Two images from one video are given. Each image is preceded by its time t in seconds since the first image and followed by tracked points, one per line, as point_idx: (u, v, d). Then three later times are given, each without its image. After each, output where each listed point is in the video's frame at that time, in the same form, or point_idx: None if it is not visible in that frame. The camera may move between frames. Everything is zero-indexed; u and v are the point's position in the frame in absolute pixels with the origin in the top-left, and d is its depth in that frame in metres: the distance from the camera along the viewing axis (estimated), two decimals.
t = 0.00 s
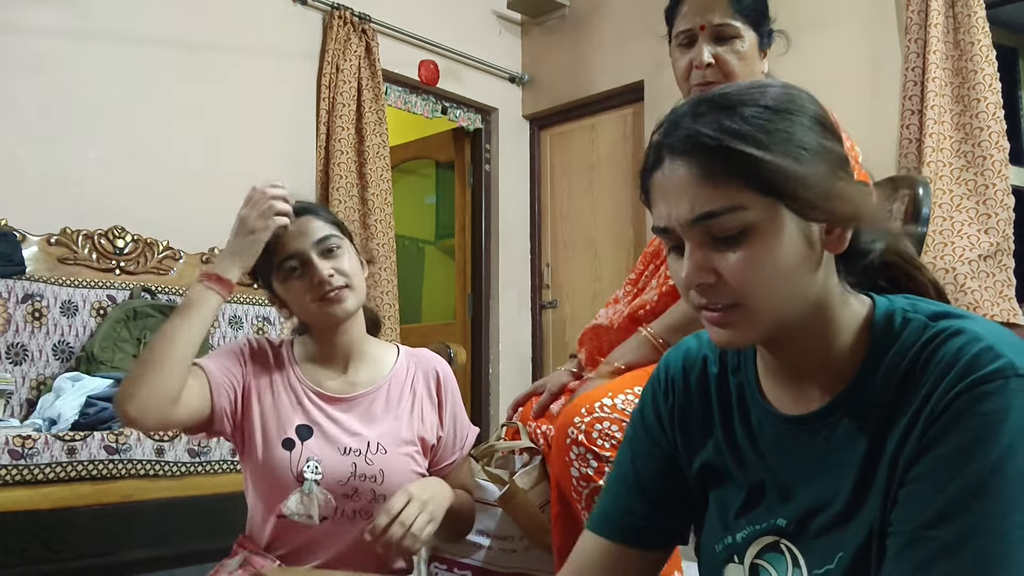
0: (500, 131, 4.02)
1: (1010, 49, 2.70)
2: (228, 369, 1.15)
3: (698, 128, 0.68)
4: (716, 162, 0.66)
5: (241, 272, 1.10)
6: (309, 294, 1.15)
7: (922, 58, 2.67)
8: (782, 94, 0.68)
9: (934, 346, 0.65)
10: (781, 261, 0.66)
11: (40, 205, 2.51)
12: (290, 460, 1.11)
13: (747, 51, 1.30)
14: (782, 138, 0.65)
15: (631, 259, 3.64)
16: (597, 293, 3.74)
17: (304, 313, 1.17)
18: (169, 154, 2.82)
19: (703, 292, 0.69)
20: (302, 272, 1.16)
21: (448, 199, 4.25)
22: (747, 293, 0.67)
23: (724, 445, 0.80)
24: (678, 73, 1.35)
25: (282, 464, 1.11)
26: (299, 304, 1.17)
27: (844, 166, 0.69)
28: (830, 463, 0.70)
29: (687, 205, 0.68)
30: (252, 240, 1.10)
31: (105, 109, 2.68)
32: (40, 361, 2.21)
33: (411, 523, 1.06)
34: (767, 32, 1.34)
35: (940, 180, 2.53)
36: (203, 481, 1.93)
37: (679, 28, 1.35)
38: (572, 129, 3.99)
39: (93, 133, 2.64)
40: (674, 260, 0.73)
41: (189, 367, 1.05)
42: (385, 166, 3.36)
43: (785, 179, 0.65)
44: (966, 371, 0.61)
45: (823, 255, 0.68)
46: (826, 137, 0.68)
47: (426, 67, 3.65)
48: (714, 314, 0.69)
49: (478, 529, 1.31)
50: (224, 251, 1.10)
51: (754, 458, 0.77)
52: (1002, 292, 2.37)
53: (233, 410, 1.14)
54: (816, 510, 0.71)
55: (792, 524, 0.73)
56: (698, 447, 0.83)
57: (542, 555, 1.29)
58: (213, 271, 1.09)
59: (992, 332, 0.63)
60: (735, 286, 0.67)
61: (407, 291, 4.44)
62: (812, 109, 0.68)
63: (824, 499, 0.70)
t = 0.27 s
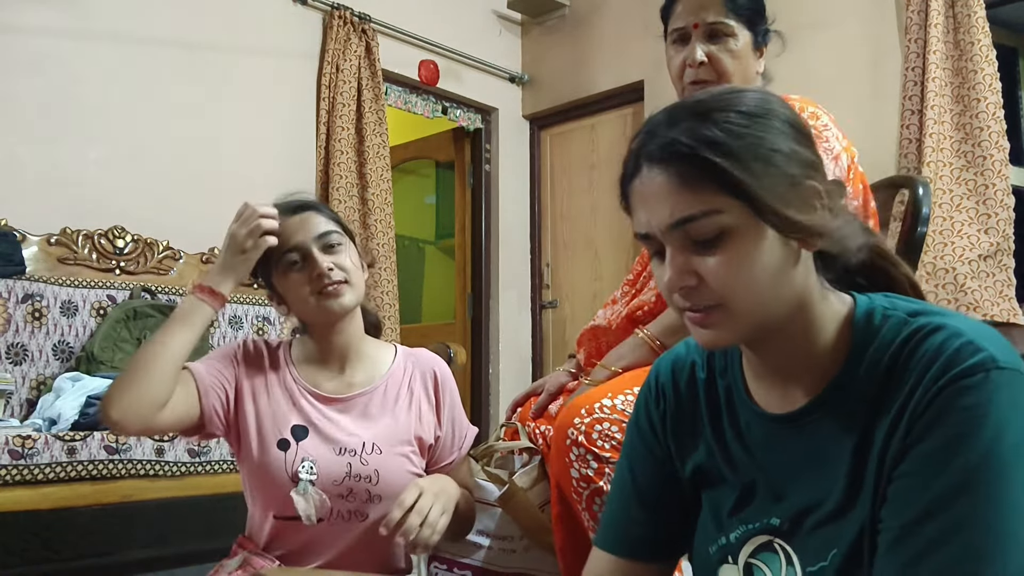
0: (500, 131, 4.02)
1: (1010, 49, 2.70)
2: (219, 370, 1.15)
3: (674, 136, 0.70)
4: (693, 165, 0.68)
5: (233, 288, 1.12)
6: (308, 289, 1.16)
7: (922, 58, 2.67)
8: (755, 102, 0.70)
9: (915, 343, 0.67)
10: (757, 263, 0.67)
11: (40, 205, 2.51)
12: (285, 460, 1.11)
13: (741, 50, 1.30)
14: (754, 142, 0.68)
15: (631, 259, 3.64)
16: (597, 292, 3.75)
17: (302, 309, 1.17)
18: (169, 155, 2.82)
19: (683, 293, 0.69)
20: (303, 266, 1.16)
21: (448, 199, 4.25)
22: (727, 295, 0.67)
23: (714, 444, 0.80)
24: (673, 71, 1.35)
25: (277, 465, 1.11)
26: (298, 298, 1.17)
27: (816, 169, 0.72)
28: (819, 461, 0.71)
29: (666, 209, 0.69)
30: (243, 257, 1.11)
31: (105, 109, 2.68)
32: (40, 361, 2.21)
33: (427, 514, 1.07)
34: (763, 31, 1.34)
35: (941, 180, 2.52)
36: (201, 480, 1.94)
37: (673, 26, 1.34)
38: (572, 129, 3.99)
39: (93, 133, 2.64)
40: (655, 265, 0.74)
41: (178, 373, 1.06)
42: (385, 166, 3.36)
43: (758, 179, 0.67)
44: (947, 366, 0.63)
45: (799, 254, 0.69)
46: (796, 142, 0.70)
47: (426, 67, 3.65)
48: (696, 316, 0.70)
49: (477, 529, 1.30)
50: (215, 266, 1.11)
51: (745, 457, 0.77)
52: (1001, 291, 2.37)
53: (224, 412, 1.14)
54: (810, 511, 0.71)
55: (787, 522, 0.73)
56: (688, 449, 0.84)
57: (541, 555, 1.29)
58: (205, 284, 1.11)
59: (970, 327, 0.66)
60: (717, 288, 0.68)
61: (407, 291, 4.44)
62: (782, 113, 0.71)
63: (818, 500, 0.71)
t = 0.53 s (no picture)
0: (500, 131, 4.02)
1: (1010, 49, 2.70)
2: (209, 379, 1.16)
3: (685, 121, 0.71)
4: (701, 148, 0.69)
5: (232, 310, 1.12)
6: (311, 273, 1.17)
7: (923, 58, 2.67)
8: (757, 99, 0.72)
9: (890, 338, 0.67)
10: (758, 246, 0.67)
11: (40, 205, 2.51)
12: (278, 463, 1.11)
13: (744, 47, 1.30)
14: (758, 129, 0.69)
15: (631, 259, 3.64)
16: (597, 292, 3.75)
17: (303, 294, 1.17)
18: (170, 155, 2.82)
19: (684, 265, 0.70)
20: (308, 253, 1.18)
21: (448, 199, 4.25)
22: (727, 272, 0.68)
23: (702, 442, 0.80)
24: (674, 69, 1.35)
25: (270, 467, 1.11)
26: (300, 285, 1.18)
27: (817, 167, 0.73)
28: (804, 452, 0.71)
29: (677, 186, 0.70)
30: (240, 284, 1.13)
31: (106, 109, 2.68)
32: (40, 361, 2.21)
33: (446, 489, 1.11)
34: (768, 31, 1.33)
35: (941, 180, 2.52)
36: (202, 481, 1.93)
37: (678, 23, 1.34)
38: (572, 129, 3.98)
39: (93, 133, 2.64)
40: (655, 245, 0.74)
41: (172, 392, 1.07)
42: (385, 165, 3.36)
43: (768, 162, 0.68)
44: (922, 357, 0.63)
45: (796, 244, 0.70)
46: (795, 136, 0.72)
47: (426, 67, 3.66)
48: (693, 293, 0.70)
49: (477, 529, 1.30)
50: (210, 290, 1.12)
51: (732, 451, 0.77)
52: (1002, 292, 2.37)
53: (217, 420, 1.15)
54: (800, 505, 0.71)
55: (778, 514, 0.73)
56: (678, 446, 0.83)
57: (541, 555, 1.29)
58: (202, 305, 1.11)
59: (945, 320, 0.66)
60: (717, 266, 0.68)
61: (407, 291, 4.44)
62: (783, 111, 0.72)
63: (807, 492, 0.70)
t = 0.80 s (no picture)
0: (500, 131, 4.02)
1: (1010, 49, 2.70)
2: (200, 387, 1.12)
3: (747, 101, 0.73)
4: (768, 123, 0.71)
5: (227, 323, 1.08)
6: (326, 264, 1.15)
7: (922, 58, 2.66)
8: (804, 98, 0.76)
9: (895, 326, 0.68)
10: (817, 222, 0.69)
11: (40, 205, 2.51)
12: (273, 467, 1.09)
13: (753, 47, 1.29)
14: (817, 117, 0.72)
15: (631, 260, 3.64)
16: (597, 292, 3.74)
17: (317, 285, 1.14)
18: (170, 155, 2.82)
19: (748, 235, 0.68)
20: (319, 245, 1.17)
21: (448, 199, 4.26)
22: (779, 244, 0.67)
23: (710, 430, 0.80)
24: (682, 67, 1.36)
25: (265, 471, 1.09)
26: (310, 277, 1.14)
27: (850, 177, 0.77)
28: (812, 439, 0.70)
29: (740, 157, 0.71)
30: (237, 296, 1.08)
31: (106, 108, 2.68)
32: (40, 361, 2.20)
33: (449, 479, 1.15)
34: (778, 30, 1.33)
35: (941, 180, 2.52)
36: (202, 482, 1.92)
37: (687, 20, 1.35)
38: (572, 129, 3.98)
39: (93, 133, 2.64)
40: (702, 219, 0.73)
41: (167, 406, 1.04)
42: (386, 165, 3.36)
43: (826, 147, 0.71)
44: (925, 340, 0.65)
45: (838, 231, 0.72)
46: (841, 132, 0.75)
47: (426, 67, 3.65)
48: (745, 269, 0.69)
49: (477, 529, 1.29)
50: (205, 301, 1.07)
51: (739, 437, 0.76)
52: (1002, 292, 2.38)
53: (210, 423, 1.12)
54: (808, 489, 0.70)
55: (785, 498, 0.72)
56: (688, 437, 0.83)
57: (542, 555, 1.29)
58: (197, 317, 1.07)
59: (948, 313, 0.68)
60: (773, 236, 0.67)
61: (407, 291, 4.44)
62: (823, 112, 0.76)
63: (816, 478, 0.70)
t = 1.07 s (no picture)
0: (500, 131, 4.01)
1: (1010, 49, 2.71)
2: (189, 399, 1.11)
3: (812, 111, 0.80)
4: (828, 134, 0.78)
5: (209, 332, 1.05)
6: (317, 263, 1.15)
7: (922, 58, 2.66)
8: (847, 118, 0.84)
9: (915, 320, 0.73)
10: (864, 230, 0.75)
11: (40, 205, 2.51)
12: (264, 471, 1.08)
13: (756, 47, 1.29)
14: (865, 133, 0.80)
15: (631, 259, 3.64)
16: (597, 292, 3.75)
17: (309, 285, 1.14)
18: (170, 155, 2.82)
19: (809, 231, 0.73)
20: (309, 244, 1.17)
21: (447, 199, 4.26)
22: (834, 243, 0.73)
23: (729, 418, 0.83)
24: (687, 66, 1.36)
25: (256, 476, 1.08)
26: (300, 275, 1.14)
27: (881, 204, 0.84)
28: (828, 427, 0.74)
29: (805, 160, 0.77)
30: (214, 303, 1.04)
31: (106, 108, 2.68)
32: (40, 361, 2.20)
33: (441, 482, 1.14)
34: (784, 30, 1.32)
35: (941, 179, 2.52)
36: (202, 482, 1.92)
37: (693, 19, 1.36)
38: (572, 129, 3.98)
39: (93, 133, 2.64)
40: (759, 212, 0.78)
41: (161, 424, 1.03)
42: (386, 165, 3.36)
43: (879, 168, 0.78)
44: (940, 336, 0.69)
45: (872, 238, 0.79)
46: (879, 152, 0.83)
47: (426, 67, 3.65)
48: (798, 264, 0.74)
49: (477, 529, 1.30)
50: (184, 311, 1.04)
51: (760, 423, 0.80)
52: (1002, 291, 2.38)
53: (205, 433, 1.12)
54: (822, 473, 0.73)
55: (799, 481, 0.75)
56: (707, 427, 0.86)
57: (542, 555, 1.29)
58: (178, 330, 1.04)
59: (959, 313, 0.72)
60: (831, 236, 0.73)
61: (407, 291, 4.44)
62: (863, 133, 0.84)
63: (831, 464, 0.73)
